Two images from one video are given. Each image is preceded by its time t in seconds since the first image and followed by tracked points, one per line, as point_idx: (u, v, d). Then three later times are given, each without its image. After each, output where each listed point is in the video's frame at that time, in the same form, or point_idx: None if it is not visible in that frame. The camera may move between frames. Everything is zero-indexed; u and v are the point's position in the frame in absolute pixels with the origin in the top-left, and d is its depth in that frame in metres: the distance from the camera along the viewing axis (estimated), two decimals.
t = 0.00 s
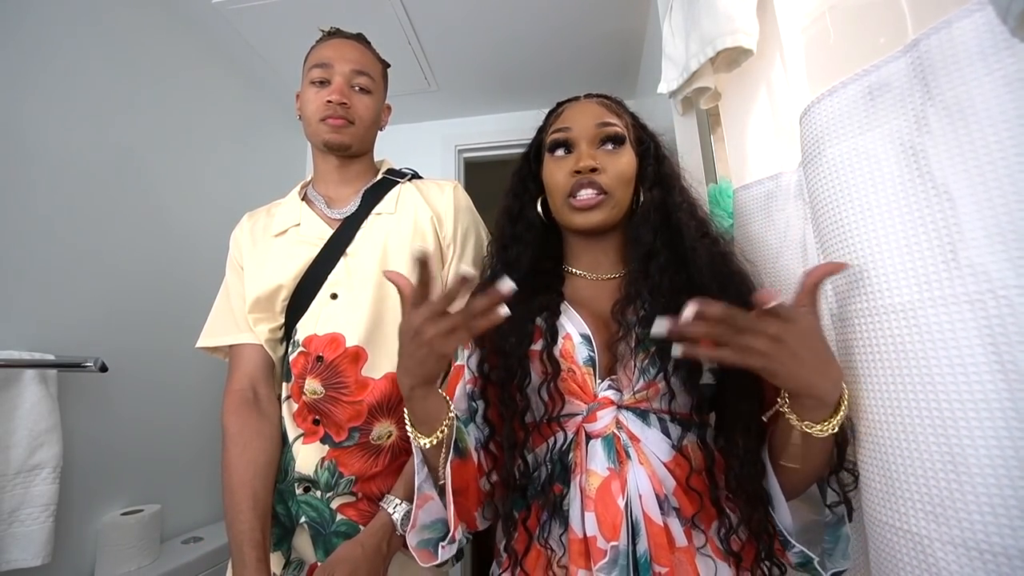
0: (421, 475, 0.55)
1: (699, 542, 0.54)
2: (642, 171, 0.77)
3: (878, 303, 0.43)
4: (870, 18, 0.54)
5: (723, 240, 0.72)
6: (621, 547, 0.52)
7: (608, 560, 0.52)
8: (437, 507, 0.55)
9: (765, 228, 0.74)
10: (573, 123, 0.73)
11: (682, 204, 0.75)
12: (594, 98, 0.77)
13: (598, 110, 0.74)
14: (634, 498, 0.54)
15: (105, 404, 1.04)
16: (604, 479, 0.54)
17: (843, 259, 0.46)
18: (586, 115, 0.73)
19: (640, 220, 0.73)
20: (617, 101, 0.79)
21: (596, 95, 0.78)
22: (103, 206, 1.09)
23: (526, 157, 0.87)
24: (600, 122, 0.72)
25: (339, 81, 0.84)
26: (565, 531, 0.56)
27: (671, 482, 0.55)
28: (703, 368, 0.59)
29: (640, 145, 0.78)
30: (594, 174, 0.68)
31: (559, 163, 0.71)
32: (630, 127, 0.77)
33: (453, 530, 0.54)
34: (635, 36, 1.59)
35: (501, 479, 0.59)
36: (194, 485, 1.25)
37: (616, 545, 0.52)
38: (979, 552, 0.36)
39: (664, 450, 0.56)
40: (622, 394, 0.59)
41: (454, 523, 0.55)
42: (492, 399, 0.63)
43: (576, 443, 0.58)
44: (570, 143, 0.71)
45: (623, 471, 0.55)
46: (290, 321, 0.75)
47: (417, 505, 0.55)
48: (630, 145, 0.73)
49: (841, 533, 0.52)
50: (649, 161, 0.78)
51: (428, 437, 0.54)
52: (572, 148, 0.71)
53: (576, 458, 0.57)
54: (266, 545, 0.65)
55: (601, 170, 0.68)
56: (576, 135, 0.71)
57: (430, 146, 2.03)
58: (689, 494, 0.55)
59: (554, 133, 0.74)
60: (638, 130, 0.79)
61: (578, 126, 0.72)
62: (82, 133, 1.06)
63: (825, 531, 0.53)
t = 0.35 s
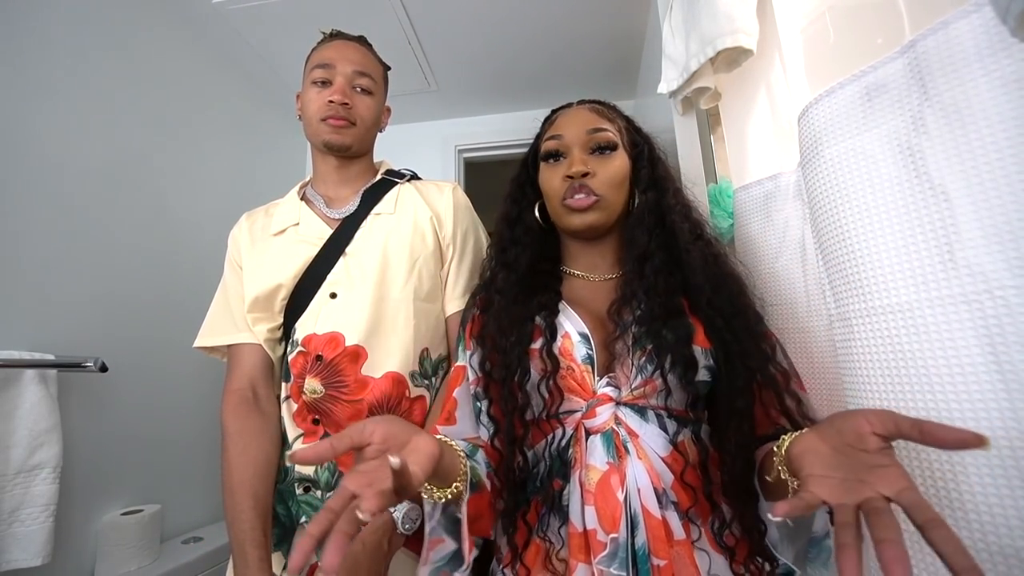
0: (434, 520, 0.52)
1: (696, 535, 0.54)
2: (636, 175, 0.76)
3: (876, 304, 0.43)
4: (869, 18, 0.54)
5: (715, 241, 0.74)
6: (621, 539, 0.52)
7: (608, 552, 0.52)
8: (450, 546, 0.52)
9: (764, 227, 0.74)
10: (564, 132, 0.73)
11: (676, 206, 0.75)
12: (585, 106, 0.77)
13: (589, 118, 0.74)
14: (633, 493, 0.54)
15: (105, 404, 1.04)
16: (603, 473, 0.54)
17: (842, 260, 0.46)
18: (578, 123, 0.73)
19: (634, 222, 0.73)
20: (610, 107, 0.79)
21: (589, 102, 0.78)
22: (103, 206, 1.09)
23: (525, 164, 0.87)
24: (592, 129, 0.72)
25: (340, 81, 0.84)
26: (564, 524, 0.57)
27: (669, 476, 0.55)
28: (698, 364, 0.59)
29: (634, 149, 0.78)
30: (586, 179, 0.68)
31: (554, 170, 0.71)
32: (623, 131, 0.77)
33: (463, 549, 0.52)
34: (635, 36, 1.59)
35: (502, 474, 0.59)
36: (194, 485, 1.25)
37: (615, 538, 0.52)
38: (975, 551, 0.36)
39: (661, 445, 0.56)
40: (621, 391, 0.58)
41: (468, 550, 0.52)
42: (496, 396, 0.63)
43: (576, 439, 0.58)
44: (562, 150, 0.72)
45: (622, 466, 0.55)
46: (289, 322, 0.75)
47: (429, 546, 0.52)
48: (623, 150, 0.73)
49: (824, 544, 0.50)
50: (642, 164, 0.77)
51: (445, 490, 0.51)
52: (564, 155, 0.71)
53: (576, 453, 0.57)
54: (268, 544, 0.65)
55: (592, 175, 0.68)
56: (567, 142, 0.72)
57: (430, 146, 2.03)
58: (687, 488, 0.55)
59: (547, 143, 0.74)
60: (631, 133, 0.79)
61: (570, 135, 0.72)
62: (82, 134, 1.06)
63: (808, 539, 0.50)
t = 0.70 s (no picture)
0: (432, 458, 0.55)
1: (691, 532, 0.54)
2: (634, 175, 0.77)
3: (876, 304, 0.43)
4: (870, 17, 0.54)
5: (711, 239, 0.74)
6: (616, 537, 0.52)
7: (603, 549, 0.52)
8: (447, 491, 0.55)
9: (766, 226, 0.74)
10: (563, 134, 0.73)
11: (671, 205, 0.75)
12: (585, 106, 0.77)
13: (588, 119, 0.74)
14: (628, 490, 0.54)
15: (105, 404, 1.04)
16: (599, 472, 0.55)
17: (842, 260, 0.46)
18: (578, 125, 0.73)
19: (632, 221, 0.73)
20: (607, 108, 0.79)
21: (586, 104, 0.78)
22: (102, 205, 1.09)
23: (522, 165, 0.87)
24: (591, 131, 0.72)
25: (338, 82, 0.84)
26: (563, 521, 0.57)
27: (664, 475, 0.55)
28: (692, 362, 0.59)
29: (632, 150, 0.78)
30: (585, 181, 0.68)
31: (552, 172, 0.71)
32: (621, 132, 0.77)
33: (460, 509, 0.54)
34: (635, 36, 1.59)
35: (505, 470, 0.59)
36: (194, 484, 1.25)
37: (611, 535, 0.52)
38: (976, 551, 0.36)
39: (657, 444, 0.56)
40: (617, 390, 0.59)
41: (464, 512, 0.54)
42: (495, 394, 0.62)
43: (573, 437, 0.58)
44: (562, 151, 0.72)
45: (618, 465, 0.55)
46: (289, 322, 0.75)
47: (429, 487, 0.55)
48: (621, 151, 0.73)
49: (834, 518, 0.51)
50: (640, 165, 0.78)
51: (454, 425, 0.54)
52: (564, 157, 0.71)
53: (573, 452, 0.57)
54: (274, 545, 0.64)
55: (592, 176, 0.69)
56: (566, 145, 0.72)
57: (430, 146, 2.03)
58: (682, 484, 0.55)
59: (547, 143, 0.74)
60: (628, 134, 0.78)
61: (569, 136, 0.72)
62: (82, 133, 1.06)
63: (819, 520, 0.51)
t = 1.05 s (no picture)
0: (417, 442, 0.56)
1: (691, 531, 0.54)
2: (640, 178, 0.77)
3: (875, 304, 0.43)
4: (869, 17, 0.54)
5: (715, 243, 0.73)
6: (619, 533, 0.52)
7: (606, 545, 0.52)
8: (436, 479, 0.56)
9: (766, 226, 0.74)
10: (576, 128, 0.73)
11: (675, 210, 0.75)
12: (597, 104, 0.77)
13: (601, 115, 0.74)
14: (631, 488, 0.54)
15: (105, 404, 1.04)
16: (602, 469, 0.55)
17: (841, 260, 0.46)
18: (590, 121, 0.73)
19: (635, 224, 0.73)
20: (620, 110, 0.79)
21: (601, 102, 0.78)
22: (102, 205, 1.09)
23: (528, 160, 0.87)
24: (602, 127, 0.72)
25: (334, 82, 0.84)
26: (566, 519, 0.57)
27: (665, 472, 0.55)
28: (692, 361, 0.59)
29: (639, 152, 0.78)
30: (594, 176, 0.68)
31: (562, 166, 0.71)
32: (631, 135, 0.77)
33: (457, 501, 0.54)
34: (635, 36, 1.59)
35: (512, 466, 0.59)
36: (194, 484, 1.25)
37: (614, 532, 0.52)
38: (973, 551, 0.36)
39: (659, 442, 0.56)
40: (619, 388, 0.59)
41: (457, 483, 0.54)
42: (500, 394, 0.62)
43: (576, 435, 0.59)
44: (572, 146, 0.72)
45: (621, 462, 0.55)
46: (289, 323, 0.75)
47: (418, 474, 0.55)
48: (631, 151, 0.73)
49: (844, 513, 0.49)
50: (647, 169, 0.78)
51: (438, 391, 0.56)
52: (574, 151, 0.71)
53: (576, 450, 0.58)
54: (280, 542, 0.64)
55: (601, 172, 0.68)
56: (579, 139, 0.72)
57: (430, 146, 2.03)
58: (683, 482, 0.56)
59: (558, 137, 0.74)
60: (637, 138, 0.79)
61: (582, 131, 0.72)
62: (82, 134, 1.06)
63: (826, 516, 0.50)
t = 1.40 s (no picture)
0: (431, 494, 0.54)
1: (696, 534, 0.54)
2: (651, 179, 0.76)
3: (875, 303, 0.43)
4: (870, 18, 0.54)
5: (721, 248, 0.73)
6: (621, 535, 0.52)
7: (608, 548, 0.52)
8: (449, 524, 0.55)
9: (765, 227, 0.74)
10: (584, 135, 0.71)
11: (685, 214, 0.75)
12: (609, 105, 0.75)
13: (612, 120, 0.72)
14: (634, 489, 0.54)
15: (105, 404, 1.04)
16: (604, 470, 0.55)
17: (841, 260, 0.46)
18: (599, 126, 0.71)
19: (643, 229, 0.73)
20: (629, 106, 0.78)
21: (609, 102, 0.76)
22: (102, 205, 1.09)
23: (534, 154, 0.85)
24: (613, 134, 0.70)
25: (338, 81, 0.84)
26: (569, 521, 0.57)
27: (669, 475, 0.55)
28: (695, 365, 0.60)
29: (650, 151, 0.77)
30: (604, 190, 0.67)
31: (570, 175, 0.70)
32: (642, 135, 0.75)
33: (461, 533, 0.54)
34: (635, 36, 1.59)
35: (508, 469, 0.59)
36: (194, 484, 1.25)
37: (615, 533, 0.52)
38: (972, 551, 0.36)
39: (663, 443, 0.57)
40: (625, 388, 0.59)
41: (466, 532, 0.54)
42: (502, 399, 0.63)
43: (579, 435, 0.59)
44: (582, 155, 0.70)
45: (623, 463, 0.55)
46: (290, 321, 0.75)
47: (428, 524, 0.54)
48: (640, 157, 0.72)
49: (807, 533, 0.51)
50: (658, 169, 0.77)
51: (443, 460, 0.53)
52: (584, 161, 0.70)
53: (579, 450, 0.58)
54: (289, 542, 0.64)
55: (611, 185, 0.67)
56: (588, 147, 0.70)
57: (430, 146, 2.03)
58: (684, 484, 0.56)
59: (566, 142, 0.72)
60: (648, 135, 0.77)
61: (590, 137, 0.70)
62: (82, 133, 1.06)
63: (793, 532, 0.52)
